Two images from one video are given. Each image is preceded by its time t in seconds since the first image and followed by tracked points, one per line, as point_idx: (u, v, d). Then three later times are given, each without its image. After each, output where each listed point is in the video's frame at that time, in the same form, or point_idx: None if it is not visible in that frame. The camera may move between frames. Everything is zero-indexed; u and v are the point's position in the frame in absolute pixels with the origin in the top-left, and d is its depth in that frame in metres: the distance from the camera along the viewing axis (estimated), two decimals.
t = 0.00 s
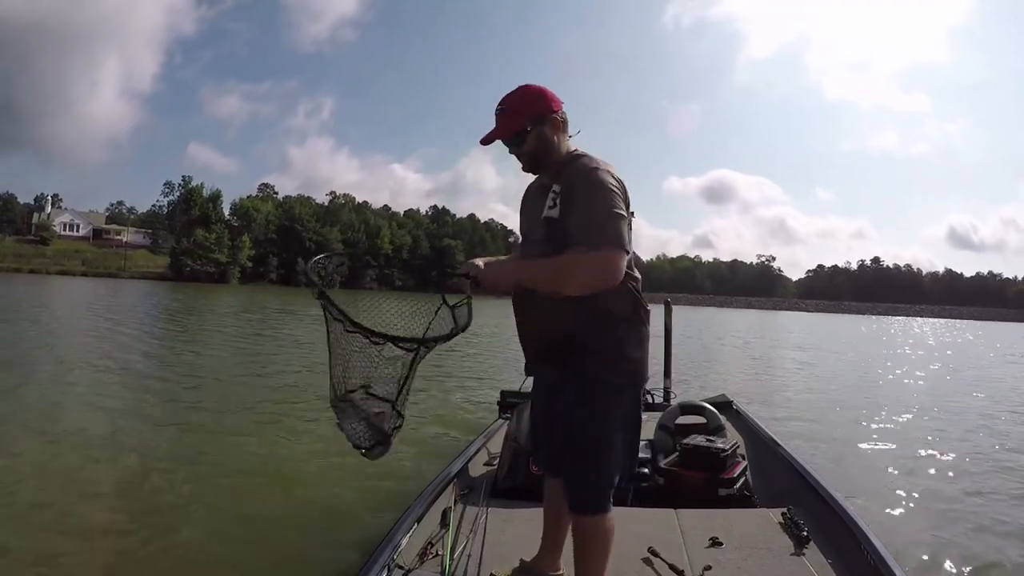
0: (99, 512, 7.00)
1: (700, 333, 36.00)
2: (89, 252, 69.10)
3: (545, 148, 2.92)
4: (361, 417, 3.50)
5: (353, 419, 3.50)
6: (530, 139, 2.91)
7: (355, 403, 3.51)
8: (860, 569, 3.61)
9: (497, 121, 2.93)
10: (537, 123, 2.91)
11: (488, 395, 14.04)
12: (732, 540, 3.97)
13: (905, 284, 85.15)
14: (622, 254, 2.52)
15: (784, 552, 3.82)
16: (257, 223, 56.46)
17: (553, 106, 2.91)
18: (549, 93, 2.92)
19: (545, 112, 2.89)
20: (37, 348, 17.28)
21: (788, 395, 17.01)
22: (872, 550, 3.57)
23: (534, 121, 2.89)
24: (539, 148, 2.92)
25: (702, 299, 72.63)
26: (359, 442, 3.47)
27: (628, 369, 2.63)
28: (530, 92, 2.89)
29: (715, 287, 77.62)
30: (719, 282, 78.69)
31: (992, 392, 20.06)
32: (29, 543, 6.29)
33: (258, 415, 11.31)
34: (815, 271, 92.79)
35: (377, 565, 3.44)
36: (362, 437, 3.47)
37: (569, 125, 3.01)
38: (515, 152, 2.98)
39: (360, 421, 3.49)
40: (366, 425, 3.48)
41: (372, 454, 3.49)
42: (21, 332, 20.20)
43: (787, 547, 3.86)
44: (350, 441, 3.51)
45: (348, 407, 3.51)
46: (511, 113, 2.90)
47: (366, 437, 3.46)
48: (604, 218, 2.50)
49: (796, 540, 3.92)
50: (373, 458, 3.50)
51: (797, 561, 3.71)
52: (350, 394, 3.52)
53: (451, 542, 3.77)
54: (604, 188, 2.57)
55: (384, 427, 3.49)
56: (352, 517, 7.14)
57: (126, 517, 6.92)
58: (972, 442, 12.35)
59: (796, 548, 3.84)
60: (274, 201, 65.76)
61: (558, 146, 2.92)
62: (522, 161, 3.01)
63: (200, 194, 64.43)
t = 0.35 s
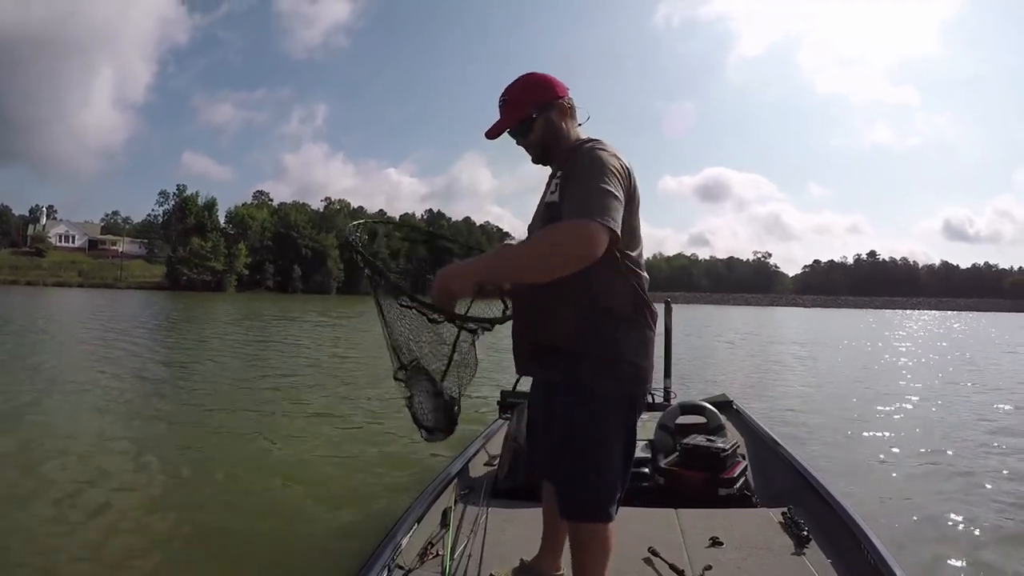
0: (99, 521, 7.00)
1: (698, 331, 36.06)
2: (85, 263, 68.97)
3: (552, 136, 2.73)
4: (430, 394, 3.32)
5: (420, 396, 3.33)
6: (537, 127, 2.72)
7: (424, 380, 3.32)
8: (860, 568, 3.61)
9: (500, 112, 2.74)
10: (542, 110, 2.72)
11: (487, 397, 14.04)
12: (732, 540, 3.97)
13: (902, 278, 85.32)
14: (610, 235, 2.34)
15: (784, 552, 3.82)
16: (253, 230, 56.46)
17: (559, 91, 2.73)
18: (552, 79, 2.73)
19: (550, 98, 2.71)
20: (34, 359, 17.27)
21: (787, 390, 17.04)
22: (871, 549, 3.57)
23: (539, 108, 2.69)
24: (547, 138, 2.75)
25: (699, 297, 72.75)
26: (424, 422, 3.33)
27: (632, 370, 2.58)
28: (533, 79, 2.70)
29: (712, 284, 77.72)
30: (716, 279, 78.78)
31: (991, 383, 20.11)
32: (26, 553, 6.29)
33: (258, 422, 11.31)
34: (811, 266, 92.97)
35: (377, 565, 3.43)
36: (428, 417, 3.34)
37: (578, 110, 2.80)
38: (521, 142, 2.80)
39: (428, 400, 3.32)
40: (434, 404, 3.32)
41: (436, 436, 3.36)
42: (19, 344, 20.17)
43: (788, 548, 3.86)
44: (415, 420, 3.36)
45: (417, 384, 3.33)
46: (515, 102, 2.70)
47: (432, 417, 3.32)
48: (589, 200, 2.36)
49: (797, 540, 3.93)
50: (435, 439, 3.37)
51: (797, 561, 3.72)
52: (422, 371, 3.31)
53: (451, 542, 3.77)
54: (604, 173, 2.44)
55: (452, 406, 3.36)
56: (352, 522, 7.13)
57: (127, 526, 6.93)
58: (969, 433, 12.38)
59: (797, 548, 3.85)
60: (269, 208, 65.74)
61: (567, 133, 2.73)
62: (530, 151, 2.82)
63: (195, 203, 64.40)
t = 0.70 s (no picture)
0: (97, 524, 6.99)
1: (696, 332, 36.05)
2: (81, 267, 68.83)
3: (563, 130, 2.71)
4: (407, 374, 2.97)
5: (394, 376, 2.97)
6: (548, 120, 2.70)
7: (402, 359, 2.96)
8: (860, 568, 3.60)
9: (511, 104, 2.73)
10: (554, 102, 2.69)
11: (486, 398, 14.03)
12: (732, 540, 3.97)
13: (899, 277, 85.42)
14: (587, 224, 2.32)
15: (784, 552, 3.82)
16: (250, 233, 56.43)
17: (570, 83, 2.69)
18: (566, 73, 2.70)
19: (562, 91, 2.67)
20: (32, 363, 17.24)
21: (786, 391, 17.03)
22: (871, 549, 3.56)
23: (550, 101, 2.66)
24: (558, 131, 2.72)
25: (696, 298, 72.86)
26: (397, 404, 2.99)
27: (636, 371, 2.56)
28: (545, 71, 2.67)
29: (710, 286, 77.77)
30: (714, 280, 78.79)
31: (989, 382, 20.11)
32: (25, 556, 6.29)
33: (257, 425, 11.30)
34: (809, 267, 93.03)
35: (378, 565, 3.43)
36: (402, 399, 2.99)
37: (590, 104, 2.78)
38: (533, 135, 2.77)
39: (404, 380, 2.97)
40: (410, 385, 2.97)
41: (409, 421, 3.02)
42: (16, 347, 20.16)
43: (788, 547, 3.87)
44: (385, 399, 3.01)
45: (391, 364, 2.97)
46: (525, 93, 2.68)
47: (406, 399, 2.98)
48: (572, 189, 2.34)
49: (797, 540, 3.93)
50: (406, 425, 3.04)
51: (797, 561, 3.71)
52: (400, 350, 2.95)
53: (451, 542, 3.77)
54: (601, 165, 2.40)
55: (432, 392, 3.00)
56: (352, 525, 7.13)
57: (124, 529, 6.93)
58: (968, 432, 12.41)
59: (797, 548, 3.85)
60: (266, 211, 65.69)
61: (577, 126, 2.70)
62: (541, 144, 2.79)
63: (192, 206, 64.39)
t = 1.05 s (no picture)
0: (95, 519, 6.99)
1: (695, 334, 36.07)
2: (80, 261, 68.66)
3: (570, 128, 2.70)
4: (404, 356, 2.73)
5: (391, 356, 2.72)
6: (555, 117, 2.69)
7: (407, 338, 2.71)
8: (860, 568, 3.61)
9: (519, 99, 2.73)
10: (562, 100, 2.69)
11: (484, 398, 14.03)
12: (732, 539, 3.98)
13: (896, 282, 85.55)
14: (580, 223, 2.34)
15: (784, 552, 3.83)
16: (249, 230, 56.38)
17: (578, 83, 2.69)
18: (575, 71, 2.69)
19: (570, 89, 2.67)
20: (30, 357, 17.20)
21: (785, 394, 17.05)
22: (871, 549, 3.57)
23: (558, 98, 2.66)
24: (565, 129, 2.71)
25: (694, 300, 72.98)
26: (389, 386, 2.75)
27: (636, 371, 2.56)
28: (554, 69, 2.68)
29: (708, 288, 77.78)
30: (712, 283, 78.79)
31: (987, 388, 20.15)
32: (22, 551, 6.29)
33: (255, 422, 11.28)
34: (807, 270, 93.15)
35: (378, 566, 3.42)
36: (396, 382, 2.76)
37: (597, 104, 2.78)
38: (540, 132, 2.77)
39: (401, 362, 2.73)
40: (407, 368, 2.76)
41: (398, 405, 2.80)
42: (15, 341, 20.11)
43: (788, 548, 3.87)
44: (379, 377, 2.75)
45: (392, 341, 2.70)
46: (534, 90, 2.68)
47: (401, 382, 2.76)
48: (570, 187, 2.35)
49: (796, 540, 3.93)
50: (393, 409, 2.81)
51: (797, 562, 3.72)
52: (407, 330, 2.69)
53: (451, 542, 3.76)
54: (604, 163, 2.40)
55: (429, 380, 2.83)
56: (350, 523, 7.12)
57: (122, 524, 6.92)
58: (965, 438, 12.45)
59: (797, 548, 3.85)
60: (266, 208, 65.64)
61: (584, 125, 2.70)
62: (547, 141, 2.79)
63: (191, 202, 64.30)
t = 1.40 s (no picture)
0: (95, 513, 6.99)
1: (695, 334, 36.09)
2: (79, 255, 68.53)
3: (564, 127, 2.70)
4: (406, 364, 2.73)
5: (393, 366, 2.72)
6: (550, 117, 2.69)
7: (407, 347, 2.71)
8: (859, 568, 3.61)
9: (515, 98, 2.73)
10: (557, 99, 2.68)
11: (484, 395, 14.03)
12: (732, 539, 3.98)
13: (895, 284, 85.64)
14: (569, 228, 2.34)
15: (784, 552, 3.84)
16: (249, 225, 56.33)
17: (573, 81, 2.69)
18: (569, 69, 2.69)
19: (565, 88, 2.67)
20: (28, 351, 17.16)
21: (784, 395, 17.07)
22: (871, 549, 3.57)
23: (553, 97, 2.66)
24: (559, 128, 2.71)
25: (693, 300, 72.96)
26: (392, 394, 2.75)
27: (633, 371, 2.56)
28: (549, 67, 2.67)
29: (707, 288, 77.81)
30: (711, 283, 78.84)
31: (986, 391, 20.17)
32: (22, 543, 6.28)
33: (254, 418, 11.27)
34: (806, 272, 93.24)
35: (378, 565, 3.42)
36: (399, 389, 2.75)
37: (592, 102, 2.77)
38: (534, 130, 2.76)
39: (404, 371, 2.73)
40: (410, 377, 2.75)
41: (403, 413, 2.81)
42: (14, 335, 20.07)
43: (788, 548, 3.88)
44: (381, 386, 2.75)
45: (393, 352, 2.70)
46: (528, 89, 2.68)
47: (404, 391, 2.76)
48: (560, 192, 2.35)
49: (796, 540, 3.94)
50: (397, 417, 2.82)
51: (797, 561, 3.73)
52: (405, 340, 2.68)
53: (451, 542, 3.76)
54: (596, 166, 2.40)
55: (431, 387, 2.83)
56: (350, 519, 7.13)
57: (121, 518, 6.92)
58: (964, 441, 12.45)
59: (797, 548, 3.86)
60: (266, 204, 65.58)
61: (579, 123, 2.70)
62: (542, 140, 2.79)
63: (191, 197, 64.22)
